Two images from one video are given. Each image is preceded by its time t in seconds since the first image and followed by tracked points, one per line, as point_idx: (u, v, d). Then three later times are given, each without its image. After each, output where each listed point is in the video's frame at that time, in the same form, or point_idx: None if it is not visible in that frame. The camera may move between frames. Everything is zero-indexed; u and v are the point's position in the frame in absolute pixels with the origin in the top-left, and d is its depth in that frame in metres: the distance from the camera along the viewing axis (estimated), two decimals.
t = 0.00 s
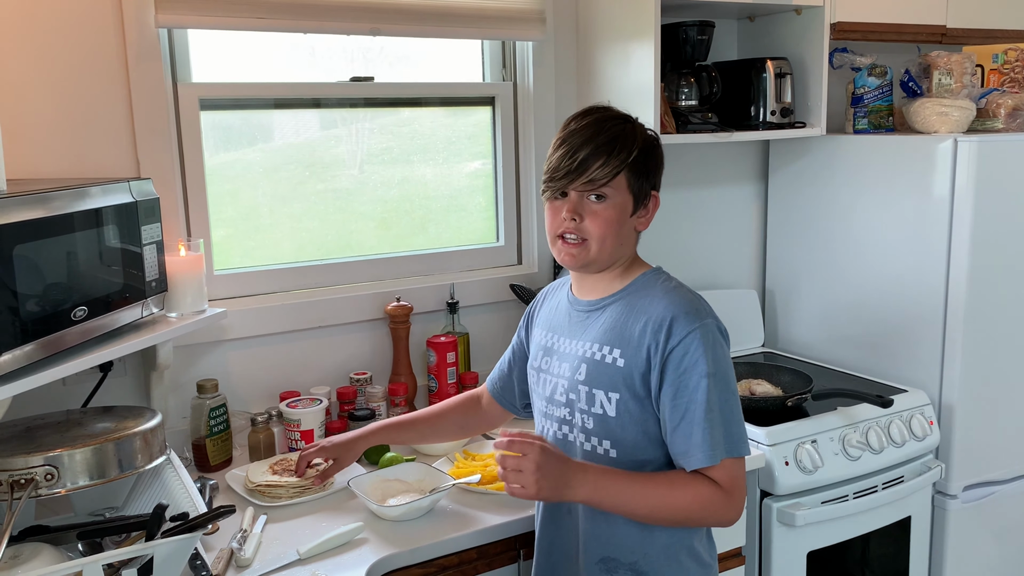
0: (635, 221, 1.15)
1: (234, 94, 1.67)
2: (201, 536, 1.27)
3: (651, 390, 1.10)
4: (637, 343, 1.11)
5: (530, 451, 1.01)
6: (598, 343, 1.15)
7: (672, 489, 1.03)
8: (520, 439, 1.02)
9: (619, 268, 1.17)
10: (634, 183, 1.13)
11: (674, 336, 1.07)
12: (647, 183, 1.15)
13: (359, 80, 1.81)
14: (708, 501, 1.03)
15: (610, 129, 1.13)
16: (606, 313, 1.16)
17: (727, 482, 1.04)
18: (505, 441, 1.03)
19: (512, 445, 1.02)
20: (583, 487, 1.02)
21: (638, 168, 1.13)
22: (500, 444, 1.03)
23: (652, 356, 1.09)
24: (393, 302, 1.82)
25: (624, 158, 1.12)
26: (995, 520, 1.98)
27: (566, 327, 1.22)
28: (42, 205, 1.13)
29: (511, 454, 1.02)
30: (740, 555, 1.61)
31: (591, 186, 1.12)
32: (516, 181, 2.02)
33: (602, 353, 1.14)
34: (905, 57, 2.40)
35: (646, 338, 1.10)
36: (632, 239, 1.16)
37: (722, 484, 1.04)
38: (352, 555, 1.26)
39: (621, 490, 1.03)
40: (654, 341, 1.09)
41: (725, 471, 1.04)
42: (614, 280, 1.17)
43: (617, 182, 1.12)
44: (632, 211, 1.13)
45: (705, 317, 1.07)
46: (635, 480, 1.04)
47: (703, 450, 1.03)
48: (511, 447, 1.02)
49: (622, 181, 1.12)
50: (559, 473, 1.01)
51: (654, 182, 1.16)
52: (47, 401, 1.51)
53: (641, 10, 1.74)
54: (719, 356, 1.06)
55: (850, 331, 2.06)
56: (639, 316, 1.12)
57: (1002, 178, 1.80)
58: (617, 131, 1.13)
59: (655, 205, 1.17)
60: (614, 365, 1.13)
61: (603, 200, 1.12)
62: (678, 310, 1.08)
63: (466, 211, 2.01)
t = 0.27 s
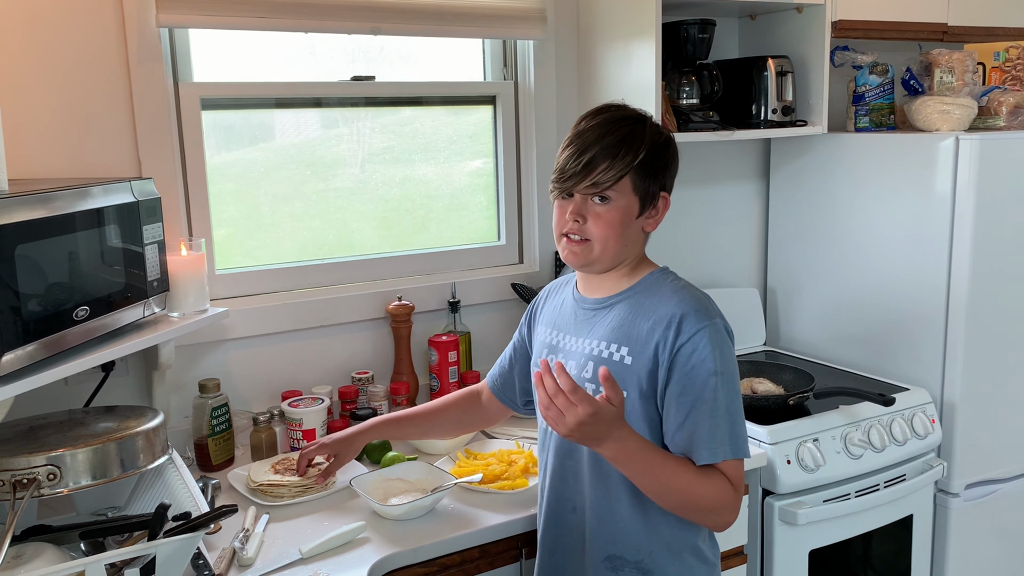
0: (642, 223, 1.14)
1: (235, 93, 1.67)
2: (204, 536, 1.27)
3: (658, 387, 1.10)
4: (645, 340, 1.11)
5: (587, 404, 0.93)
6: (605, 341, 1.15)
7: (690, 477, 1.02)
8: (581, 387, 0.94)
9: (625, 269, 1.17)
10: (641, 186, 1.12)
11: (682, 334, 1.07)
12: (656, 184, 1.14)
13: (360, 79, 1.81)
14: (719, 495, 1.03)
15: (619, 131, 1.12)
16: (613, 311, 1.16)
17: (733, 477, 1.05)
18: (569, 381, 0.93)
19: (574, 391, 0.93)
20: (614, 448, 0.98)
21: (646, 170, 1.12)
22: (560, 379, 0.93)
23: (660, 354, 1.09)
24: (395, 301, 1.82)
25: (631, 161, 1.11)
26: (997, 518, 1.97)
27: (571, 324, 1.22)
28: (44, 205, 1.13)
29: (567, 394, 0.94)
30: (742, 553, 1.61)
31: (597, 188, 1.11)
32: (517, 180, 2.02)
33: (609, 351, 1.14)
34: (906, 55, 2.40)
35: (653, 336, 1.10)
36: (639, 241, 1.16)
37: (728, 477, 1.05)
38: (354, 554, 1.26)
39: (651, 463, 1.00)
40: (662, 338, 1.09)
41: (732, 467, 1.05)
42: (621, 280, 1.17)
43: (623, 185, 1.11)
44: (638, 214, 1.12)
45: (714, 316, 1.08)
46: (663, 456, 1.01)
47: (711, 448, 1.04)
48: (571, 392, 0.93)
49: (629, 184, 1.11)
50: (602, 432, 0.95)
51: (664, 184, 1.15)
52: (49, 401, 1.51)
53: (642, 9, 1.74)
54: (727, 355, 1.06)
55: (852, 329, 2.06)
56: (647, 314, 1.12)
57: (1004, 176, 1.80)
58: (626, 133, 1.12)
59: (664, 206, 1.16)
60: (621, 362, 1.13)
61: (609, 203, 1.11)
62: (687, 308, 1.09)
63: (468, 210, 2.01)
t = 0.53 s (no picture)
0: (637, 218, 1.13)
1: (236, 93, 1.67)
2: (205, 536, 1.27)
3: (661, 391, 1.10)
4: (649, 343, 1.11)
5: (591, 439, 0.93)
6: (608, 342, 1.15)
7: (693, 486, 1.03)
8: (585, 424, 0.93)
9: (626, 267, 1.16)
10: (632, 180, 1.11)
11: (687, 338, 1.07)
12: (651, 179, 1.13)
13: (361, 79, 1.81)
14: (723, 504, 1.03)
15: (608, 127, 1.13)
16: (616, 312, 1.16)
17: (738, 482, 1.06)
18: (572, 419, 0.93)
19: (578, 430, 0.92)
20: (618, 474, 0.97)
21: (638, 165, 1.11)
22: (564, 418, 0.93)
23: (663, 357, 1.09)
24: (395, 301, 1.82)
25: (620, 155, 1.11)
26: (998, 517, 1.97)
27: (575, 325, 1.22)
28: (45, 205, 1.13)
29: (570, 432, 0.93)
30: (743, 553, 1.61)
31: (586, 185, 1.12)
32: (518, 180, 2.02)
33: (612, 353, 1.14)
34: (906, 55, 2.40)
35: (657, 339, 1.10)
36: (637, 237, 1.14)
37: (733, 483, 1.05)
38: (355, 554, 1.26)
39: (656, 479, 1.00)
40: (666, 342, 1.09)
41: (735, 472, 1.06)
42: (626, 280, 1.17)
43: (612, 181, 1.11)
44: (631, 209, 1.12)
45: (718, 321, 1.08)
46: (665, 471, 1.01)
47: (714, 453, 1.04)
48: (576, 430, 0.92)
49: (619, 179, 1.11)
50: (607, 462, 0.95)
51: (661, 178, 1.14)
52: (50, 401, 1.51)
53: (642, 9, 1.74)
54: (731, 360, 1.06)
55: (853, 329, 2.06)
56: (650, 317, 1.12)
57: (1004, 175, 1.80)
58: (615, 129, 1.13)
59: (664, 201, 1.14)
60: (624, 365, 1.13)
61: (599, 199, 1.11)
62: (691, 312, 1.08)
63: (469, 210, 2.01)
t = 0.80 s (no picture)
0: (609, 210, 1.12)
1: (236, 94, 1.67)
2: (205, 537, 1.27)
3: (645, 410, 1.08)
4: (637, 360, 1.09)
5: (541, 477, 0.96)
6: (598, 352, 1.15)
7: (675, 509, 1.02)
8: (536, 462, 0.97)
9: (610, 262, 1.15)
10: (599, 170, 1.12)
11: (673, 362, 1.05)
12: (624, 169, 1.11)
13: (361, 79, 1.82)
14: (705, 528, 1.02)
15: (585, 121, 1.15)
16: (608, 322, 1.15)
17: (722, 507, 1.04)
18: (523, 457, 0.97)
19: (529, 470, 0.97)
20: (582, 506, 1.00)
21: (605, 155, 1.11)
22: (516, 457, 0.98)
23: (649, 377, 1.07)
24: (395, 301, 1.82)
25: (590, 147, 1.13)
26: (998, 517, 1.97)
27: (573, 326, 1.22)
28: (45, 206, 1.13)
29: (525, 470, 0.97)
30: (743, 553, 1.61)
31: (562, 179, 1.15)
32: (518, 180, 2.02)
33: (602, 363, 1.14)
34: (906, 55, 2.40)
35: (644, 358, 1.09)
36: (614, 230, 1.13)
37: (716, 510, 1.03)
38: (355, 555, 1.26)
39: (631, 507, 1.01)
40: (653, 362, 1.07)
41: (722, 497, 1.04)
42: (615, 278, 1.16)
43: (578, 173, 1.13)
44: (598, 198, 1.12)
45: (709, 347, 1.05)
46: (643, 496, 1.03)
47: (692, 481, 1.02)
48: (527, 469, 0.97)
49: (586, 170, 1.13)
50: (571, 494, 0.97)
51: (636, 167, 1.11)
52: (51, 402, 1.51)
53: (642, 9, 1.74)
54: (720, 388, 1.03)
55: (853, 329, 2.06)
56: (641, 334, 1.10)
57: (1004, 175, 1.80)
58: (591, 122, 1.14)
59: (640, 192, 1.11)
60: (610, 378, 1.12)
61: (570, 192, 1.14)
62: (681, 336, 1.06)
63: (469, 211, 2.01)
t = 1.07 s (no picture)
0: (596, 205, 1.12)
1: (236, 94, 1.67)
2: (206, 537, 1.28)
3: (626, 412, 1.08)
4: (617, 361, 1.09)
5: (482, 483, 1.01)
6: (583, 352, 1.15)
7: (641, 512, 1.03)
8: (481, 469, 1.01)
9: (599, 259, 1.15)
10: (587, 166, 1.12)
11: (651, 364, 1.05)
12: (612, 165, 1.11)
13: (361, 80, 1.82)
14: (677, 534, 1.01)
15: (578, 118, 1.16)
16: (595, 323, 1.16)
17: (699, 516, 1.02)
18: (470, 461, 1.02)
19: (475, 475, 1.02)
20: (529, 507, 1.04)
21: (594, 151, 1.11)
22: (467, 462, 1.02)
23: (629, 378, 1.07)
24: (396, 301, 1.82)
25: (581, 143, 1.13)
26: (998, 516, 1.97)
27: (566, 326, 1.22)
28: (46, 206, 1.14)
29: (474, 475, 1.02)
30: (743, 553, 1.61)
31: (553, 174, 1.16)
32: (518, 181, 2.02)
33: (586, 364, 1.14)
34: (906, 55, 2.41)
35: (624, 359, 1.09)
36: (602, 227, 1.13)
37: (691, 517, 1.02)
38: (356, 555, 1.26)
39: (582, 505, 1.04)
40: (632, 364, 1.07)
41: (698, 503, 1.02)
42: (603, 276, 1.16)
43: (567, 168, 1.14)
44: (584, 193, 1.12)
45: (688, 350, 1.04)
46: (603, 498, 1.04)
47: (666, 485, 1.02)
48: (473, 474, 1.01)
49: (575, 165, 1.13)
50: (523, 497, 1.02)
51: (624, 164, 1.11)
52: (52, 402, 1.51)
53: (642, 9, 1.74)
54: (698, 392, 1.02)
55: (853, 328, 2.06)
56: (624, 335, 1.10)
57: (1004, 175, 1.80)
58: (584, 120, 1.15)
59: (628, 189, 1.11)
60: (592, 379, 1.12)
61: (559, 186, 1.15)
62: (660, 338, 1.05)
63: (469, 211, 2.01)
